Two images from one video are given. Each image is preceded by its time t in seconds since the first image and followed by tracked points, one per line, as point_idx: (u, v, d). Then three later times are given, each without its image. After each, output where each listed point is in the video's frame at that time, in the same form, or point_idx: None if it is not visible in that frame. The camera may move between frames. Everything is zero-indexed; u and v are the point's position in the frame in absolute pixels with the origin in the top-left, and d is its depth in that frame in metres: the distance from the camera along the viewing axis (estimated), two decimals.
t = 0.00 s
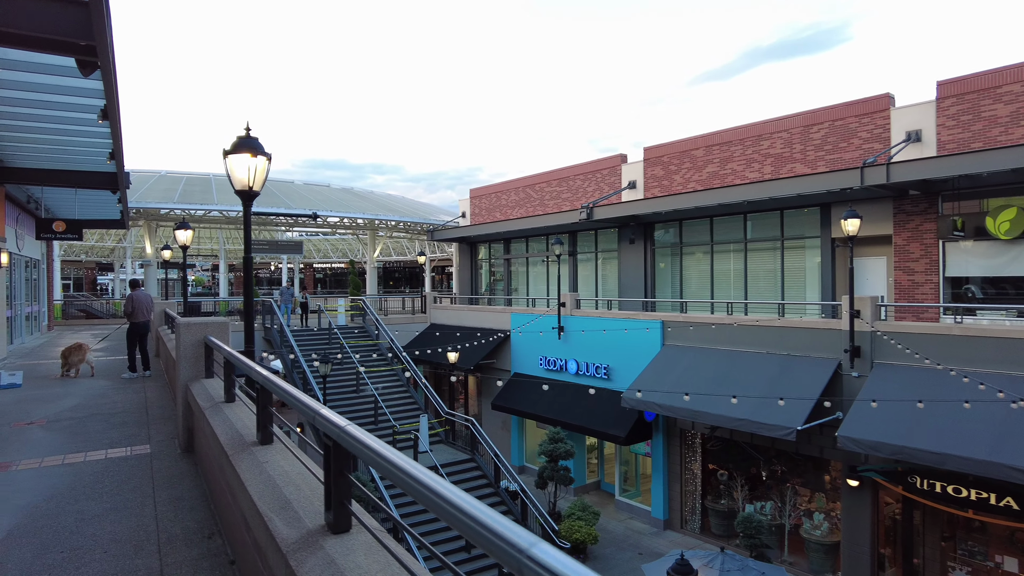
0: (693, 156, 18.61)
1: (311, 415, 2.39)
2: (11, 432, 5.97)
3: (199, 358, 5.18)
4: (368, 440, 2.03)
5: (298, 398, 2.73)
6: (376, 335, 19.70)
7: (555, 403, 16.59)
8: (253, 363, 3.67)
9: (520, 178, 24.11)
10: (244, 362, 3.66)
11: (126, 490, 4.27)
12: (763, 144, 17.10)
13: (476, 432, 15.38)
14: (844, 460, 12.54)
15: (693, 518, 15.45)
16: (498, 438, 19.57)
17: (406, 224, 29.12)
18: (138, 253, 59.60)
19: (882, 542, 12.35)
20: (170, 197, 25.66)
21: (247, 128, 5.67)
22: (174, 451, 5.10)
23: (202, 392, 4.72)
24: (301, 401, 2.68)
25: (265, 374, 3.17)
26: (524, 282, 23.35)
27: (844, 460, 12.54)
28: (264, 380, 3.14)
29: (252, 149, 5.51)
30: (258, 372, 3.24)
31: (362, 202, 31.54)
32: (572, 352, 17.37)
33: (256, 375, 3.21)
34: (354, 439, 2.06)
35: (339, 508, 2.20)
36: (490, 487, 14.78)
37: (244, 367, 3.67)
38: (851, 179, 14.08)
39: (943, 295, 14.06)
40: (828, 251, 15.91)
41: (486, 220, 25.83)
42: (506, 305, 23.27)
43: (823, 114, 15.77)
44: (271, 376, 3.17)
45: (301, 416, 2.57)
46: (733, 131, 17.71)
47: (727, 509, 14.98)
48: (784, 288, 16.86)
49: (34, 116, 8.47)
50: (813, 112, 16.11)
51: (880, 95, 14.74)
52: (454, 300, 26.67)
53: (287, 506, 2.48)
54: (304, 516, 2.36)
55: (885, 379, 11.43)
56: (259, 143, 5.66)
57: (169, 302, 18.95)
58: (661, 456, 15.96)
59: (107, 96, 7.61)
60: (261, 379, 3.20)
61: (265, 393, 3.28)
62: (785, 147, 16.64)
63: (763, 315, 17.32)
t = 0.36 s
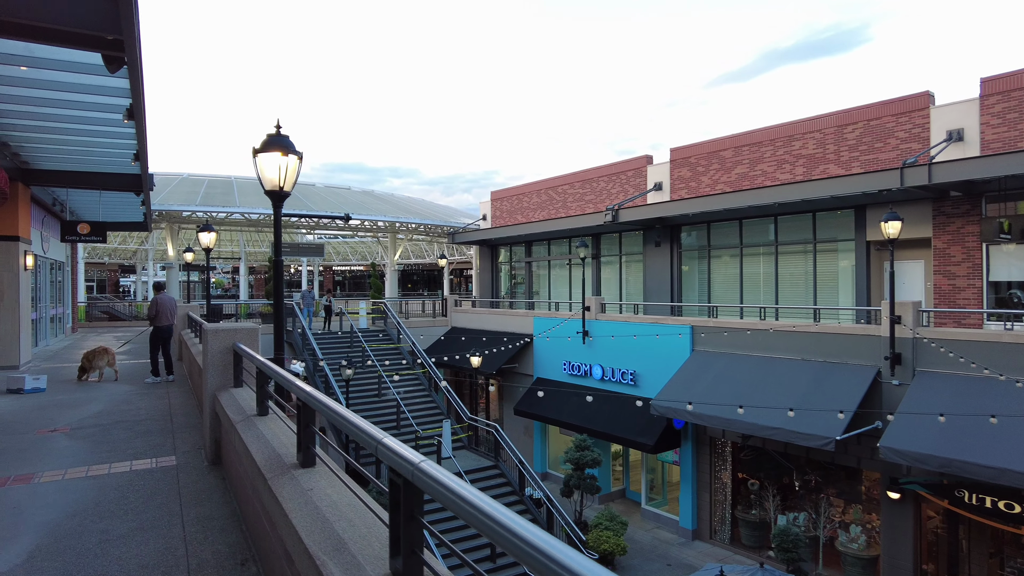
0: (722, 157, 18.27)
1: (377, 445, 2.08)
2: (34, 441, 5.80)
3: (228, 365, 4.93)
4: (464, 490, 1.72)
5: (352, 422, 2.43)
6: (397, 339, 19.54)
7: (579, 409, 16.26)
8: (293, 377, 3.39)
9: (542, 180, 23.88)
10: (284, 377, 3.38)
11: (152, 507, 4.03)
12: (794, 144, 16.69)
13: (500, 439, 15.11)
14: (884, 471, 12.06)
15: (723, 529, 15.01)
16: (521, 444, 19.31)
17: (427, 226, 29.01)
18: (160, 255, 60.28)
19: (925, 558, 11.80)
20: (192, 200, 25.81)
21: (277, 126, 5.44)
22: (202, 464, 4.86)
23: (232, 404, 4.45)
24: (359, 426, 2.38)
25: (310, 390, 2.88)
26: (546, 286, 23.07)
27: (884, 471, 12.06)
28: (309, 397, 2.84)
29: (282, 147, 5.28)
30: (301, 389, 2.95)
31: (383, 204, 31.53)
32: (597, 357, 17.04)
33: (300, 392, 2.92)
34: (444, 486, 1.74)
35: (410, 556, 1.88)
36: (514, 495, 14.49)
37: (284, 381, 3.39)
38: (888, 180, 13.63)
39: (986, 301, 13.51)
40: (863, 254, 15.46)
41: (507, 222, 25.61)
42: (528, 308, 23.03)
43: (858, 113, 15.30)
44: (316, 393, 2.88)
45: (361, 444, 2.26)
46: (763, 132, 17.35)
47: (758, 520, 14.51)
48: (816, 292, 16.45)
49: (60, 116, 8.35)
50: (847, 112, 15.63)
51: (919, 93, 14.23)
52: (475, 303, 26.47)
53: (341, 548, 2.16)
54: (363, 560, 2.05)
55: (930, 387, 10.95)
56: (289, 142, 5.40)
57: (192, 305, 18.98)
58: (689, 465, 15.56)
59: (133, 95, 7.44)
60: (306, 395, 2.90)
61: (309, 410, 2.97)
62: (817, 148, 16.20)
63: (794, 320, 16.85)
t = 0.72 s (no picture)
0: (744, 154, 17.92)
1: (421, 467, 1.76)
2: (44, 446, 5.57)
3: (243, 368, 4.66)
4: (531, 523, 1.33)
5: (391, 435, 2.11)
6: (413, 340, 19.31)
7: (599, 412, 15.94)
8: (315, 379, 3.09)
9: (559, 179, 23.57)
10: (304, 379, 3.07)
11: (164, 521, 3.75)
12: (820, 140, 16.24)
13: (518, 442, 14.82)
14: (919, 478, 11.61)
15: (747, 535, 14.60)
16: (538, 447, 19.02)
17: (441, 226, 28.78)
18: (174, 256, 60.59)
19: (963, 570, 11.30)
20: (207, 200, 25.77)
21: (294, 115, 5.17)
22: (215, 472, 4.58)
23: (247, 408, 4.17)
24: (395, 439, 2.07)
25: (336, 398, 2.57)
26: (562, 286, 22.73)
27: (919, 478, 11.62)
28: (336, 406, 2.53)
29: (301, 137, 5.00)
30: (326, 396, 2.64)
31: (398, 204, 31.38)
32: (617, 358, 16.72)
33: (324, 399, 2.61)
34: (512, 523, 1.36)
35: None
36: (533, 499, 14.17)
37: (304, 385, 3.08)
38: (919, 176, 13.17)
39: None
40: (893, 253, 14.95)
41: (522, 222, 25.31)
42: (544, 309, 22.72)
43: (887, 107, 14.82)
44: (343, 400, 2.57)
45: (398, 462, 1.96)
46: (787, 128, 16.94)
47: (784, 526, 14.08)
48: (842, 292, 16.02)
49: (72, 112, 8.15)
50: (875, 106, 15.15)
51: (953, 86, 13.73)
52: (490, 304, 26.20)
53: None
54: None
55: (968, 389, 10.50)
56: (307, 131, 5.13)
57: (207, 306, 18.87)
58: (713, 469, 15.18)
59: (146, 87, 7.20)
60: (331, 403, 2.59)
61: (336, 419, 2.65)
62: (844, 143, 15.73)
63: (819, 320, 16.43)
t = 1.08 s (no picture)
0: (771, 150, 17.49)
1: (508, 528, 1.44)
2: (57, 454, 5.33)
3: (263, 375, 4.36)
4: None
5: (456, 477, 1.79)
6: (431, 340, 19.05)
7: (622, 415, 15.61)
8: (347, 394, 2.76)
9: (578, 176, 23.21)
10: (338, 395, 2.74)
11: (180, 543, 3.45)
12: (850, 135, 15.71)
13: (540, 445, 14.48)
14: (961, 486, 11.10)
15: (777, 542, 14.13)
16: (559, 449, 18.70)
17: (458, 225, 28.52)
18: (191, 256, 60.98)
19: None
20: (224, 199, 25.70)
21: (316, 105, 4.86)
22: (234, 487, 4.29)
23: (268, 419, 3.88)
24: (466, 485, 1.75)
25: (378, 419, 2.23)
26: (581, 286, 22.34)
27: (962, 486, 11.10)
28: (378, 429, 2.20)
29: (324, 129, 4.69)
30: (366, 416, 2.31)
31: (415, 203, 31.18)
32: (639, 360, 16.38)
33: (364, 421, 2.27)
34: None
35: None
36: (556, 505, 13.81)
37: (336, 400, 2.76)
38: (960, 170, 12.63)
39: None
40: (929, 252, 14.39)
41: (540, 221, 24.97)
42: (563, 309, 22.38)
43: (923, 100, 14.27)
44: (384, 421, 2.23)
45: (471, 515, 1.64)
46: (816, 122, 16.44)
47: (815, 533, 13.59)
48: (874, 291, 15.51)
49: (86, 107, 7.90)
50: (910, 99, 14.60)
51: (994, 77, 13.14)
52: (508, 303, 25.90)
53: None
54: None
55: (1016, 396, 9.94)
56: (330, 123, 4.80)
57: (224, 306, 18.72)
58: (741, 474, 14.75)
59: (161, 80, 6.95)
60: (371, 425, 2.25)
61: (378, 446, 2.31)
62: (876, 138, 15.19)
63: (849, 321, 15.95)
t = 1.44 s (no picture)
0: (801, 148, 17.03)
1: None
2: (77, 462, 5.09)
3: (295, 382, 4.07)
4: None
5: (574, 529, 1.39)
6: (451, 342, 18.80)
7: (648, 420, 15.26)
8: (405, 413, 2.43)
9: (600, 176, 22.86)
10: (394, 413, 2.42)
11: (207, 567, 3.16)
12: (885, 132, 15.20)
13: (565, 450, 14.15)
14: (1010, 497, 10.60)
15: (809, 552, 13.64)
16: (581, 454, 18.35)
17: (478, 225, 28.28)
18: (209, 256, 61.31)
19: None
20: (243, 199, 25.68)
21: (348, 94, 4.56)
22: (262, 502, 4.00)
23: (302, 432, 3.57)
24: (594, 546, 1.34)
25: (448, 445, 1.90)
26: (603, 287, 21.96)
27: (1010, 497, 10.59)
28: (449, 458, 1.86)
29: (359, 121, 4.40)
30: (433, 441, 1.98)
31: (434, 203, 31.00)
32: (665, 363, 16.04)
33: (432, 448, 1.93)
34: None
35: None
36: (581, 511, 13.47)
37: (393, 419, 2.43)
38: (1005, 167, 12.10)
39: None
40: (969, 252, 13.84)
41: (561, 221, 24.64)
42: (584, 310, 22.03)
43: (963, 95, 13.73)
44: (455, 448, 1.90)
45: None
46: (849, 119, 15.94)
47: (849, 543, 13.05)
48: (910, 293, 14.96)
49: (107, 103, 7.65)
50: (949, 94, 14.06)
51: None
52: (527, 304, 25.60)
53: None
54: None
55: None
56: (364, 113, 4.50)
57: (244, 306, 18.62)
58: (771, 481, 14.29)
59: (184, 73, 6.73)
60: (441, 453, 1.91)
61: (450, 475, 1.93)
62: (912, 135, 14.67)
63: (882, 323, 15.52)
